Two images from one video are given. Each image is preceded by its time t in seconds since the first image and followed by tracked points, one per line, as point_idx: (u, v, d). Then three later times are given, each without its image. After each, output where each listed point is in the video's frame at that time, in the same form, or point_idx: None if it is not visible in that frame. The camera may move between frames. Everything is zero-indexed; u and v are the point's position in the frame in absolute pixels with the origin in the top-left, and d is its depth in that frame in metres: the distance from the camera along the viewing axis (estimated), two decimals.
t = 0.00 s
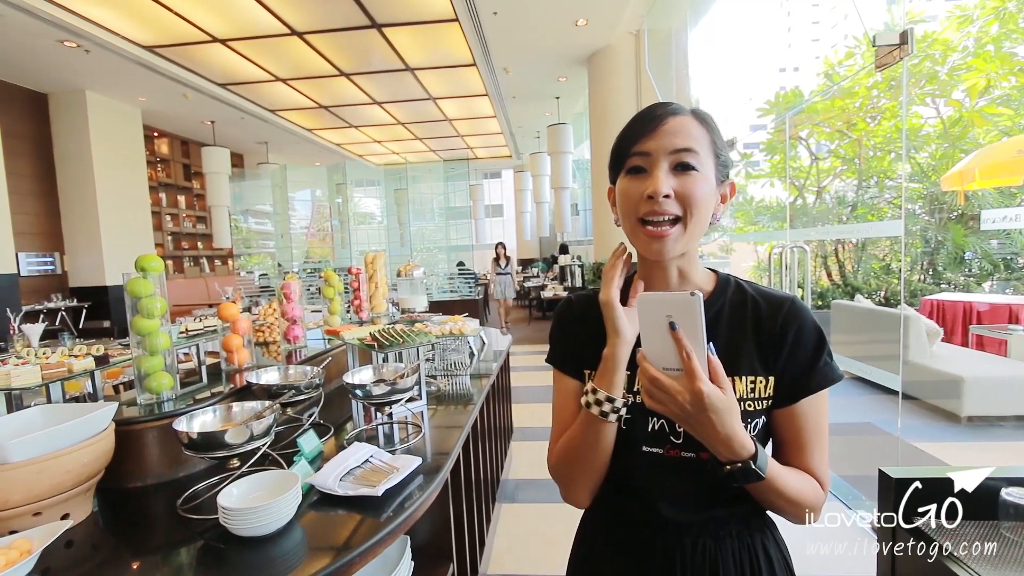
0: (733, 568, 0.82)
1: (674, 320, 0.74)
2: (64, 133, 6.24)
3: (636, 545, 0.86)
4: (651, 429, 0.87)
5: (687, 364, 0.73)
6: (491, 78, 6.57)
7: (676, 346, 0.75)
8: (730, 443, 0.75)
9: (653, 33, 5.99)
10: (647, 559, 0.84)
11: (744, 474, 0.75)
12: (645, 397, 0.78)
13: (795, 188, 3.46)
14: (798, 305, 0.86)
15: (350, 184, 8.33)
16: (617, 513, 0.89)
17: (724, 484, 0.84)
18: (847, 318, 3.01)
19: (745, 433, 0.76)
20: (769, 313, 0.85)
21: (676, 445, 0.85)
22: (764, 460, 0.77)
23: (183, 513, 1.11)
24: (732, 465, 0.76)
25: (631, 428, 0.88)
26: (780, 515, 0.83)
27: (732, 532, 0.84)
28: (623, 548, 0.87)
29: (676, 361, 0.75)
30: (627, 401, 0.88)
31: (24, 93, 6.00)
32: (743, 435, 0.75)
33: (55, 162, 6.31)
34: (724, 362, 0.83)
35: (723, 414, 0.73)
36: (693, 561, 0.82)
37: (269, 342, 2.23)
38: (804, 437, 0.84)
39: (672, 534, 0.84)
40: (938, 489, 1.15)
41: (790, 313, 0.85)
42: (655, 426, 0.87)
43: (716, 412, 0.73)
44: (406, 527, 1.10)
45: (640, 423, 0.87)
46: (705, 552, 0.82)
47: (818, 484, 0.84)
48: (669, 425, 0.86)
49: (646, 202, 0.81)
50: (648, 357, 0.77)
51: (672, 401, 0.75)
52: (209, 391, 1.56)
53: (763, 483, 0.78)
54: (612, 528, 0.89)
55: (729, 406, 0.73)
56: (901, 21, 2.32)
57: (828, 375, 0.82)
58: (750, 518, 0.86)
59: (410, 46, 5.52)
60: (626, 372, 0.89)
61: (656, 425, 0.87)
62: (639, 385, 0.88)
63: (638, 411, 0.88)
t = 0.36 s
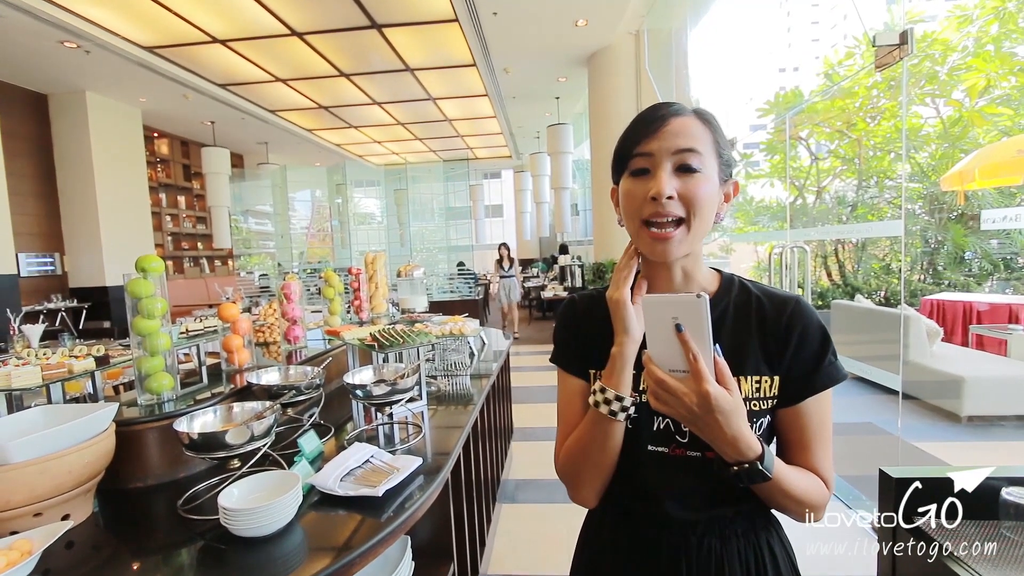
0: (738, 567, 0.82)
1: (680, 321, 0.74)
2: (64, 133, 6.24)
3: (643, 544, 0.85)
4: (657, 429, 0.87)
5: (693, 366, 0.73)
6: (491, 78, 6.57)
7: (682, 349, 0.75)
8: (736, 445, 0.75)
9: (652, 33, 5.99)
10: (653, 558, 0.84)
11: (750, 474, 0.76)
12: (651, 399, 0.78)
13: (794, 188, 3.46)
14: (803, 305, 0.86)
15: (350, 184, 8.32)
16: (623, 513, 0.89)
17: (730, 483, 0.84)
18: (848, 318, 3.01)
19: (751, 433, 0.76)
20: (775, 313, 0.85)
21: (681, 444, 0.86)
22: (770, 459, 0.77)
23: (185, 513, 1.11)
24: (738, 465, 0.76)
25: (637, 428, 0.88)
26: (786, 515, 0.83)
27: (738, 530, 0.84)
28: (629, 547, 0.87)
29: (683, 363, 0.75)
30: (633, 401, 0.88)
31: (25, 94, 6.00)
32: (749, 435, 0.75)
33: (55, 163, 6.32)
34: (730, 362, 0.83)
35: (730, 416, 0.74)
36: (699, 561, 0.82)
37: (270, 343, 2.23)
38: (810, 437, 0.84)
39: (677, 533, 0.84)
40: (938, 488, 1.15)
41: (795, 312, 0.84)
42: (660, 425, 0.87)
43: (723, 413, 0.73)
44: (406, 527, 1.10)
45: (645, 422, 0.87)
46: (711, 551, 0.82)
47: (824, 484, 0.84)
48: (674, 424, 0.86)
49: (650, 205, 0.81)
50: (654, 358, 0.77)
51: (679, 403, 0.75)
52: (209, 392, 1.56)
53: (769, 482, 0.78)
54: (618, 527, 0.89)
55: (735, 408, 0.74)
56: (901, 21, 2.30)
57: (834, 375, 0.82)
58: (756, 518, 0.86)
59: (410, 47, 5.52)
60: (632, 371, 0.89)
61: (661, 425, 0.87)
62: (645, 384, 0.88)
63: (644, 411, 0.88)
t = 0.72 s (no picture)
0: (740, 568, 0.82)
1: (683, 319, 0.74)
2: (64, 134, 6.24)
3: (646, 543, 0.85)
4: (660, 428, 0.87)
5: (695, 364, 0.73)
6: (491, 78, 6.57)
7: (684, 346, 0.75)
8: (738, 443, 0.75)
9: (652, 31, 5.99)
10: (655, 557, 0.84)
11: (751, 474, 0.76)
12: (652, 396, 0.79)
13: (795, 186, 3.47)
14: (810, 305, 0.85)
15: (350, 184, 8.33)
16: (625, 511, 0.89)
17: (733, 483, 0.84)
18: (849, 316, 3.01)
19: (754, 433, 0.76)
20: (781, 312, 0.85)
21: (684, 443, 0.85)
22: (772, 460, 0.77)
23: (186, 513, 1.12)
24: (740, 465, 0.76)
25: (640, 426, 0.88)
26: (788, 516, 0.83)
27: (740, 531, 0.84)
28: (631, 546, 0.87)
29: (685, 361, 0.75)
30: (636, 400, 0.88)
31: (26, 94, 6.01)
32: (751, 435, 0.75)
33: (56, 163, 6.32)
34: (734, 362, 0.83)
35: (732, 414, 0.73)
36: (701, 561, 0.82)
37: (271, 343, 2.23)
38: (814, 438, 0.84)
39: (679, 532, 0.84)
40: (938, 488, 1.15)
41: (802, 312, 0.84)
42: (664, 425, 0.87)
43: (724, 412, 0.73)
44: (408, 527, 1.10)
45: (648, 422, 0.88)
46: (713, 551, 0.82)
47: (828, 486, 0.83)
48: (678, 424, 0.86)
49: (656, 203, 0.81)
50: (656, 356, 0.78)
51: (679, 400, 0.75)
52: (211, 392, 1.56)
53: (771, 483, 0.78)
54: (620, 526, 0.89)
55: (738, 407, 0.73)
56: (901, 19, 2.27)
57: (840, 376, 0.82)
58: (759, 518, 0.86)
59: (410, 46, 5.52)
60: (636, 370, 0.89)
61: (664, 424, 0.87)
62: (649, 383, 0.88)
63: (647, 410, 0.88)
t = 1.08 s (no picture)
0: (746, 570, 0.82)
1: (688, 320, 0.74)
2: (66, 133, 6.25)
3: (651, 545, 0.86)
4: (664, 429, 0.87)
5: (700, 366, 0.73)
6: (492, 77, 6.57)
7: (689, 348, 0.74)
8: (744, 447, 0.75)
9: (654, 31, 5.99)
10: (661, 559, 0.84)
11: (756, 477, 0.76)
12: (656, 398, 0.78)
13: (797, 185, 3.48)
14: (818, 305, 0.85)
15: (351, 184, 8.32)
16: (630, 512, 0.89)
17: (738, 485, 0.84)
18: (852, 315, 3.02)
19: (760, 436, 0.76)
20: (788, 312, 0.85)
21: (689, 445, 0.85)
22: (778, 463, 0.77)
23: (189, 512, 1.12)
24: (746, 468, 0.76)
25: (644, 427, 0.88)
26: (795, 518, 0.82)
27: (746, 533, 0.84)
28: (636, 548, 0.87)
29: (689, 362, 0.75)
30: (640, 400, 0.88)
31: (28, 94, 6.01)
32: (757, 438, 0.75)
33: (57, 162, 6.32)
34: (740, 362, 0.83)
35: (737, 417, 0.73)
36: (706, 563, 0.82)
37: (273, 342, 2.24)
38: (820, 440, 0.84)
39: (684, 534, 0.84)
40: (938, 488, 1.15)
41: (809, 312, 0.84)
42: (668, 426, 0.87)
43: (730, 415, 0.73)
44: (410, 526, 1.10)
45: (652, 422, 0.88)
46: (719, 553, 0.82)
47: (835, 487, 0.83)
48: (682, 426, 0.86)
49: (663, 198, 0.81)
50: (660, 358, 0.77)
51: (684, 403, 0.75)
52: (213, 391, 1.56)
53: (778, 486, 0.78)
54: (625, 527, 0.89)
55: (744, 410, 0.73)
56: (905, 17, 2.25)
57: (847, 378, 0.81)
58: (766, 520, 0.85)
59: (411, 45, 5.52)
60: (641, 370, 0.89)
61: (669, 425, 0.87)
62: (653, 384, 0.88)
63: (651, 411, 0.88)
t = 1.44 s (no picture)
0: (756, 567, 0.82)
1: (701, 315, 0.74)
2: (67, 132, 6.26)
3: (660, 544, 0.85)
4: (672, 427, 0.87)
5: (713, 361, 0.73)
6: (493, 74, 6.56)
7: (702, 342, 0.74)
8: (758, 442, 0.74)
9: (655, 27, 5.97)
10: (670, 558, 0.84)
11: (769, 473, 0.75)
12: (666, 394, 0.78)
13: (799, 181, 3.50)
14: (824, 300, 0.85)
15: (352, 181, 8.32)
16: (638, 511, 0.89)
17: (747, 483, 0.84)
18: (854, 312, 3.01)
19: (773, 432, 0.75)
20: (794, 308, 0.85)
21: (698, 443, 0.85)
22: (791, 459, 0.76)
23: (193, 509, 1.12)
24: (760, 464, 0.76)
25: (651, 425, 0.88)
26: (804, 513, 0.82)
27: (755, 530, 0.84)
28: (645, 546, 0.87)
29: (702, 358, 0.75)
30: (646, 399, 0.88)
31: (28, 93, 6.01)
32: (770, 434, 0.74)
33: (58, 161, 6.32)
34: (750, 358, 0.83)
35: (751, 413, 0.73)
36: (716, 561, 0.82)
37: (274, 340, 2.24)
38: (828, 436, 0.83)
39: (693, 533, 0.84)
40: (939, 487, 1.14)
41: (816, 307, 0.84)
42: (676, 424, 0.86)
43: (744, 410, 0.72)
44: (413, 523, 1.10)
45: (660, 420, 0.87)
46: (728, 551, 0.82)
47: (843, 483, 0.84)
48: (691, 423, 0.86)
49: (669, 193, 0.80)
50: (671, 354, 0.77)
51: (697, 398, 0.75)
52: (216, 388, 1.56)
53: (789, 483, 0.78)
54: (632, 526, 0.89)
55: (757, 405, 0.73)
56: (906, 12, 2.29)
57: (854, 372, 0.81)
58: (775, 517, 0.85)
59: (412, 42, 5.50)
60: (647, 368, 0.89)
61: (676, 423, 0.87)
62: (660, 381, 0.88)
63: (658, 409, 0.88)
